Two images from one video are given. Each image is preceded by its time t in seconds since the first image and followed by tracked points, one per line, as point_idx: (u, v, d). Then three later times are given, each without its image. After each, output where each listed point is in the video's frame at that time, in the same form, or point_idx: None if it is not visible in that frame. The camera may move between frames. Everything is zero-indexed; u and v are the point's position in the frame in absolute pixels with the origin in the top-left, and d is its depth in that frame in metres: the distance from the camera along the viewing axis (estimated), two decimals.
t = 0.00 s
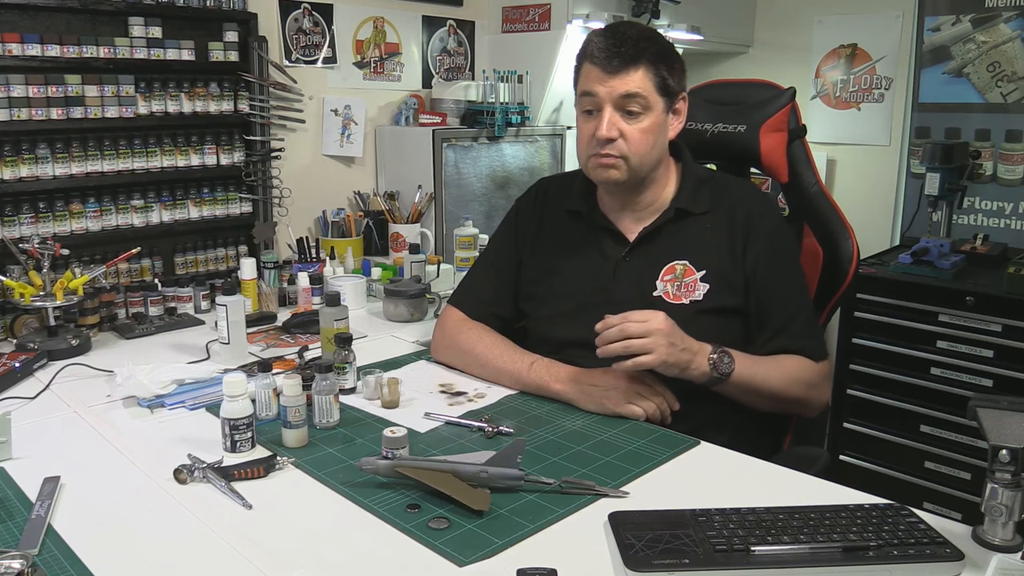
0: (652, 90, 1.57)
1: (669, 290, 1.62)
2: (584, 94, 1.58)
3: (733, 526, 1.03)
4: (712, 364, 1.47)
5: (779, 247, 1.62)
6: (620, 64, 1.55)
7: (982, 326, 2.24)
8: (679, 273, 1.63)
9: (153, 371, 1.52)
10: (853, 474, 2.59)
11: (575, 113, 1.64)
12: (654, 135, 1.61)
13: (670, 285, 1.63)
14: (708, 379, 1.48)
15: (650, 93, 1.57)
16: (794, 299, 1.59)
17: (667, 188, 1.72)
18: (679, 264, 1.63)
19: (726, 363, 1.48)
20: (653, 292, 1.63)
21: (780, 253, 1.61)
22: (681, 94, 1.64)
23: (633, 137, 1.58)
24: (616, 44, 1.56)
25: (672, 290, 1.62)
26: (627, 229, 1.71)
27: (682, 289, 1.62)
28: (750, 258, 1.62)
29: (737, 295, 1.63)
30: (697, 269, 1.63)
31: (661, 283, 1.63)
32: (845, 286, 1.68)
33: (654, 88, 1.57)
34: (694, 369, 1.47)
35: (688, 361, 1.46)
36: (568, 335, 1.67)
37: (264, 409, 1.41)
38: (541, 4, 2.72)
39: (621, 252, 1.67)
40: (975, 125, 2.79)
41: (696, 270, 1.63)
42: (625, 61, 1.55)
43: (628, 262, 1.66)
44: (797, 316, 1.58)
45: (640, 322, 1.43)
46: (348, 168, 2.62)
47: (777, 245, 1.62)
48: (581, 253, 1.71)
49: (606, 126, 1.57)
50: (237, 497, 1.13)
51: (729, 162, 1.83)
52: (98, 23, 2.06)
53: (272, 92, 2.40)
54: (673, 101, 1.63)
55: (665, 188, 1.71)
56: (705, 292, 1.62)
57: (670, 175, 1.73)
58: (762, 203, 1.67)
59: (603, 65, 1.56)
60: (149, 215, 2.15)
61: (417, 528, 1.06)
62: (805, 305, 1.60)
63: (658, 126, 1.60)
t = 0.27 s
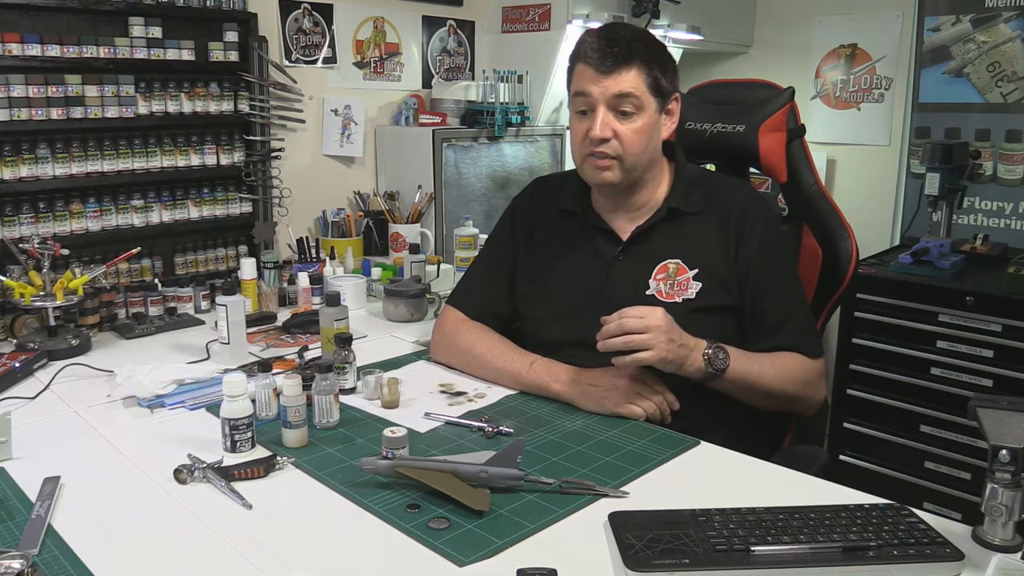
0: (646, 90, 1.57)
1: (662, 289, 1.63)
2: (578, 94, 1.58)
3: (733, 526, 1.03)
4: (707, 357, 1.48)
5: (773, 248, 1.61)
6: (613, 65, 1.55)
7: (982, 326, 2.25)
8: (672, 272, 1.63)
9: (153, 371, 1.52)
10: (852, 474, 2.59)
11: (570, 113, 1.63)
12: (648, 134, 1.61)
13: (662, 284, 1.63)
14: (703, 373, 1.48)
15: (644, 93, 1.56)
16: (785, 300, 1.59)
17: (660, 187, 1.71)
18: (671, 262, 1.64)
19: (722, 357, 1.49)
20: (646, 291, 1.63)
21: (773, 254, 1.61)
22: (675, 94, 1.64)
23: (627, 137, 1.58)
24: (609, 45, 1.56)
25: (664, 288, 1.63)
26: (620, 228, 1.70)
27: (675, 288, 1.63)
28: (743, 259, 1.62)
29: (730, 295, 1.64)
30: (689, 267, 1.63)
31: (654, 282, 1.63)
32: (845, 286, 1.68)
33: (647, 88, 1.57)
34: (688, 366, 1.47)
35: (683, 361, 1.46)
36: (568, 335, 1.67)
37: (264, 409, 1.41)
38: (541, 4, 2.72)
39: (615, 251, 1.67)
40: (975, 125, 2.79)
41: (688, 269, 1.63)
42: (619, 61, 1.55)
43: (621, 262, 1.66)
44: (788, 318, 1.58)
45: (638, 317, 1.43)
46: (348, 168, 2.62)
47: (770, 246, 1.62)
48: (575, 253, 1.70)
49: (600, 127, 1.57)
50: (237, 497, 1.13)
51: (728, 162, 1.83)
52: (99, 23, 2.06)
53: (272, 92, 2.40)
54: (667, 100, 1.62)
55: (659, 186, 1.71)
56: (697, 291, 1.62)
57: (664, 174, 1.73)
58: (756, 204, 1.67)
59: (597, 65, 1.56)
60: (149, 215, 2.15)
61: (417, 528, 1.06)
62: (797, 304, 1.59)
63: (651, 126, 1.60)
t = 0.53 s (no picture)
0: (643, 92, 1.57)
1: (661, 286, 1.63)
2: (576, 98, 1.58)
3: (733, 526, 1.03)
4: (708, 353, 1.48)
5: (771, 246, 1.61)
6: (610, 67, 1.55)
7: (982, 326, 2.25)
8: (671, 269, 1.63)
9: (153, 371, 1.52)
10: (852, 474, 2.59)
11: (567, 116, 1.63)
12: (646, 136, 1.61)
13: (661, 281, 1.63)
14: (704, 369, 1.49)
15: (641, 95, 1.57)
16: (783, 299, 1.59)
17: (658, 186, 1.71)
18: (670, 260, 1.63)
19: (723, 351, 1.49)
20: (645, 288, 1.63)
21: (770, 252, 1.61)
22: (670, 94, 1.64)
23: (625, 139, 1.58)
24: (605, 48, 1.56)
25: (664, 285, 1.63)
26: (619, 227, 1.70)
27: (674, 285, 1.63)
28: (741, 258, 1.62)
29: (729, 293, 1.64)
30: (688, 264, 1.63)
31: (653, 279, 1.63)
32: (845, 285, 1.69)
33: (644, 90, 1.57)
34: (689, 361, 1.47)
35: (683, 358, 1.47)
36: (568, 335, 1.67)
37: (264, 409, 1.41)
38: (541, 4, 2.72)
39: (614, 250, 1.67)
40: (975, 125, 2.79)
41: (688, 266, 1.63)
42: (615, 64, 1.55)
43: (620, 262, 1.66)
44: (786, 316, 1.58)
45: (636, 312, 1.43)
46: (349, 168, 2.62)
47: (768, 245, 1.61)
48: (574, 253, 1.70)
49: (598, 129, 1.57)
50: (237, 497, 1.13)
51: (728, 162, 1.83)
52: (98, 23, 2.06)
53: (272, 92, 2.40)
54: (663, 101, 1.63)
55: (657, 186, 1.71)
56: (696, 288, 1.62)
57: (662, 174, 1.73)
58: (754, 202, 1.67)
59: (594, 68, 1.55)
60: (149, 215, 2.15)
61: (417, 528, 1.06)
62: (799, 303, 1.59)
63: (649, 127, 1.60)
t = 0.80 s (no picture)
0: (644, 87, 1.57)
1: (664, 280, 1.63)
2: (578, 94, 1.58)
3: (733, 526, 1.03)
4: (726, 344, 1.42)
5: (771, 242, 1.61)
6: (612, 64, 1.55)
7: (982, 326, 2.25)
8: (672, 264, 1.63)
9: (153, 371, 1.52)
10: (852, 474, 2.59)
11: (569, 113, 1.63)
12: (648, 131, 1.61)
13: (664, 275, 1.63)
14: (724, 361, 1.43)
15: (643, 91, 1.57)
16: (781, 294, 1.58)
17: (659, 182, 1.72)
18: (673, 254, 1.64)
19: (741, 338, 1.44)
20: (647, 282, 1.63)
21: (769, 247, 1.61)
22: (670, 89, 1.64)
23: (627, 135, 1.58)
24: (607, 45, 1.56)
25: (666, 280, 1.63)
26: (621, 223, 1.71)
27: (676, 279, 1.63)
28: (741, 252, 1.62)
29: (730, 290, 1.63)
30: (690, 259, 1.63)
31: (655, 274, 1.63)
32: (846, 285, 1.69)
33: (645, 86, 1.57)
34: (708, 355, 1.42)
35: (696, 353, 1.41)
36: (568, 335, 1.67)
37: (264, 409, 1.41)
38: (541, 4, 2.72)
39: (615, 246, 1.67)
40: (975, 125, 2.79)
41: (689, 260, 1.63)
42: (616, 60, 1.55)
43: (622, 257, 1.66)
44: (788, 310, 1.57)
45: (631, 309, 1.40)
46: (349, 168, 2.62)
47: (768, 240, 1.61)
48: (575, 250, 1.70)
49: (600, 125, 1.57)
50: (237, 497, 1.13)
51: (728, 162, 1.83)
52: (99, 23, 2.06)
53: (272, 92, 2.40)
54: (663, 96, 1.63)
55: (658, 182, 1.72)
56: (699, 282, 1.62)
57: (663, 170, 1.74)
58: (754, 199, 1.67)
59: (595, 65, 1.56)
60: (149, 215, 2.15)
61: (417, 528, 1.06)
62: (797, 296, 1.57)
63: (650, 122, 1.61)
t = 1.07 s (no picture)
0: (638, 85, 1.57)
1: (672, 271, 1.62)
2: (573, 97, 1.60)
3: (733, 526, 1.03)
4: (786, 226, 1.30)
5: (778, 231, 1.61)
6: (602, 65, 1.56)
7: (982, 326, 2.25)
8: (681, 255, 1.62)
9: (153, 371, 1.52)
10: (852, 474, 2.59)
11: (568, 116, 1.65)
12: (645, 127, 1.61)
13: (672, 266, 1.62)
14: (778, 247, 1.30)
15: (635, 88, 1.57)
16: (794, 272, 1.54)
17: (664, 177, 1.71)
18: (681, 245, 1.62)
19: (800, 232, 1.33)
20: (656, 273, 1.63)
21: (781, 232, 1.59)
22: (666, 84, 1.64)
23: (625, 132, 1.58)
24: (596, 47, 1.57)
25: (675, 271, 1.62)
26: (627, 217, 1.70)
27: (685, 270, 1.61)
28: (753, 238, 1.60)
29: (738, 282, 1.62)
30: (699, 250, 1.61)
31: (664, 265, 1.63)
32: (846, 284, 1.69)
33: (639, 84, 1.58)
34: (762, 232, 1.29)
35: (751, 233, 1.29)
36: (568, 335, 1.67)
37: (264, 409, 1.41)
38: (541, 4, 2.73)
39: (623, 238, 1.66)
40: (975, 125, 2.79)
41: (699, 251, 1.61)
42: (607, 61, 1.56)
43: (630, 250, 1.65)
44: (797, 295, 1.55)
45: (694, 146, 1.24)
46: (348, 168, 2.62)
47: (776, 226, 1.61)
48: (581, 246, 1.70)
49: (596, 126, 1.58)
50: (237, 497, 1.13)
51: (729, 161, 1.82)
52: (99, 23, 2.06)
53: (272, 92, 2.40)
54: (660, 92, 1.63)
55: (663, 178, 1.71)
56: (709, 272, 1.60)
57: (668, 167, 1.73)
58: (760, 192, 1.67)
59: (587, 68, 1.57)
60: (149, 215, 2.15)
61: (417, 528, 1.06)
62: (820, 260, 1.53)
63: (648, 118, 1.60)
